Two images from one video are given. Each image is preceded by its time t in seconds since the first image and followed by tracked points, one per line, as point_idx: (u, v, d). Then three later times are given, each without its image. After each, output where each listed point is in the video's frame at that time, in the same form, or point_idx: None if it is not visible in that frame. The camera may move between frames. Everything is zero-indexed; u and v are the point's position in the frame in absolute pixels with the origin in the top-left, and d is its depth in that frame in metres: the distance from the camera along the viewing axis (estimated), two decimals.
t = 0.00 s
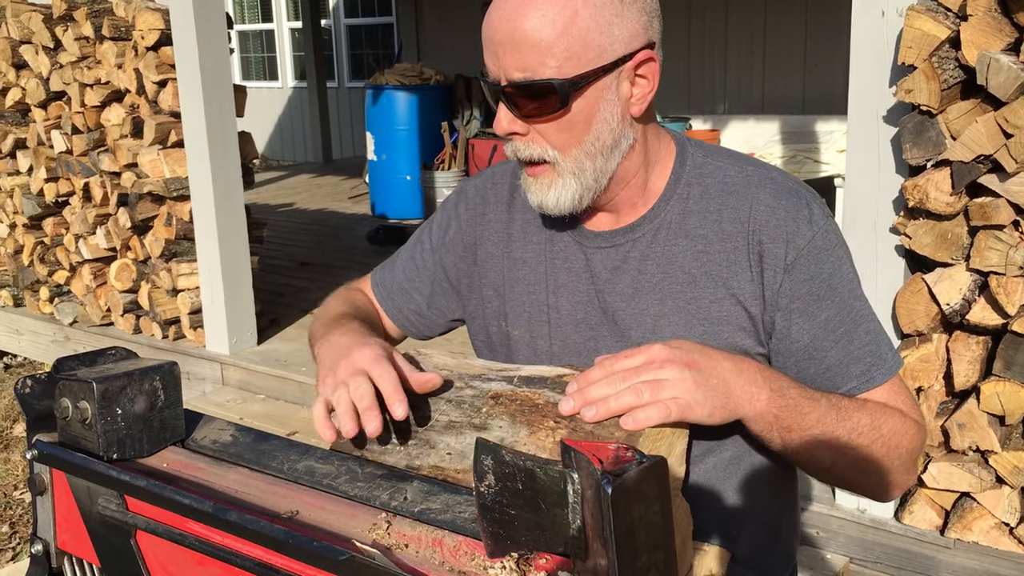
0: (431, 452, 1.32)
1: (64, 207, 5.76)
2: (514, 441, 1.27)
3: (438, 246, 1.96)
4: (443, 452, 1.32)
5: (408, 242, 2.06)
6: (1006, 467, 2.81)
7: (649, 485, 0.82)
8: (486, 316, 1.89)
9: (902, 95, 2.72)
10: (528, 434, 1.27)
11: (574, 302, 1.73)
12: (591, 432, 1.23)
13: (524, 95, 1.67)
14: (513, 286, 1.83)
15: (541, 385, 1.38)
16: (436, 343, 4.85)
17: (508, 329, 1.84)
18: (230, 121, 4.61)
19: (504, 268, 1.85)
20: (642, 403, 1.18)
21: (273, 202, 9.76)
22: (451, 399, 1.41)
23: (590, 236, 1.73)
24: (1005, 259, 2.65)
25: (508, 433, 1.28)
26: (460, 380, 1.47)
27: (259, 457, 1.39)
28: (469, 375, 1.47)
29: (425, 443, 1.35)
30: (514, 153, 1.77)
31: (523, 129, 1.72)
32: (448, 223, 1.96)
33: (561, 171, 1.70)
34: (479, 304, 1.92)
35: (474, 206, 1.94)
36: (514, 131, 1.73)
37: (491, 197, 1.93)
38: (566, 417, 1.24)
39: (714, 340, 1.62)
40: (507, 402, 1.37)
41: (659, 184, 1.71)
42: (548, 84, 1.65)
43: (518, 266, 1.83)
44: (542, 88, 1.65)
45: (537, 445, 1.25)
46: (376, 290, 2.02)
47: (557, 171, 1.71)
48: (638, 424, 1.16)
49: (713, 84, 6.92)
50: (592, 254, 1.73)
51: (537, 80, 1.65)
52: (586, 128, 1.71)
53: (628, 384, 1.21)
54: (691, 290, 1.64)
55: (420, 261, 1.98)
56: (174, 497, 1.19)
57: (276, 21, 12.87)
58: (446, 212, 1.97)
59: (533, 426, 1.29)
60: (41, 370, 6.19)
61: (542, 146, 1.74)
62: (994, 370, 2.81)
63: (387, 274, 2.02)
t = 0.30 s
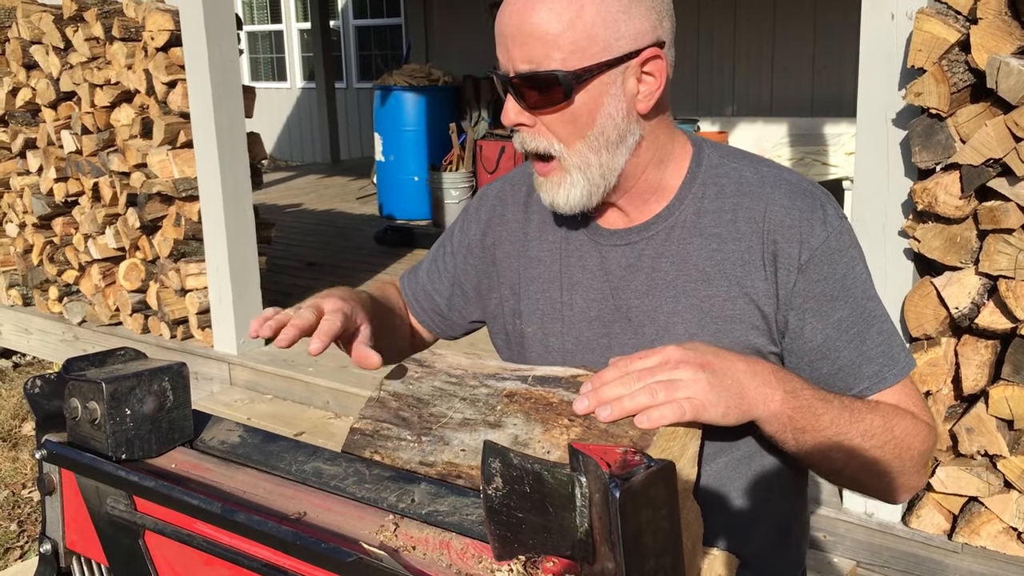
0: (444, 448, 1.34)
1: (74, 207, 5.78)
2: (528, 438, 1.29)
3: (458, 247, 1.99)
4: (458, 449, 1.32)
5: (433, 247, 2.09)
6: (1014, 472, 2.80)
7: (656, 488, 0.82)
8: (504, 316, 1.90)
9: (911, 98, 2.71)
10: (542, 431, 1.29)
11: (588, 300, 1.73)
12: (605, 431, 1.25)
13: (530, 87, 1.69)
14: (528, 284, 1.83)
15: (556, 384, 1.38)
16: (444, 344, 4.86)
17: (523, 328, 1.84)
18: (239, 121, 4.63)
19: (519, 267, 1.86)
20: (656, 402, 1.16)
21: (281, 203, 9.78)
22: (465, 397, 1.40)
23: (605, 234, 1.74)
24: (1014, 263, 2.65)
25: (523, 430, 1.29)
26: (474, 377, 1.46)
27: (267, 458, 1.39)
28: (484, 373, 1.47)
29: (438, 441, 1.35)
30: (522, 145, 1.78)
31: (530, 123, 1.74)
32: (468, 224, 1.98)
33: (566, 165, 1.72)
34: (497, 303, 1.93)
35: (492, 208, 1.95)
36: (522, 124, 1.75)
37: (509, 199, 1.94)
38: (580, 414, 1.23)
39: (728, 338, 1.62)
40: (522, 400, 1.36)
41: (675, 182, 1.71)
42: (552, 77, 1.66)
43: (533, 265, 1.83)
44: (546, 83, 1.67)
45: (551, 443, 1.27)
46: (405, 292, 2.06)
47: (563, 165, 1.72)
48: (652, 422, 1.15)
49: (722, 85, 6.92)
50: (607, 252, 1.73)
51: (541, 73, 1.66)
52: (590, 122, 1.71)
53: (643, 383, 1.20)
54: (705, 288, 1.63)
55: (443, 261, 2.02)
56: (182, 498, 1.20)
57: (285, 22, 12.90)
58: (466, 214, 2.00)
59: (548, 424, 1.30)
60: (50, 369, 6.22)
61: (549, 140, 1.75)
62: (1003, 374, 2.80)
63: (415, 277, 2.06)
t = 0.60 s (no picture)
0: (450, 448, 1.33)
1: (76, 209, 5.78)
2: (534, 437, 1.28)
3: (459, 250, 1.97)
4: (464, 448, 1.32)
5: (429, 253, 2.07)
6: (1017, 476, 2.80)
7: (659, 492, 0.82)
8: (510, 319, 1.89)
9: (914, 101, 2.70)
10: (548, 430, 1.29)
11: (598, 300, 1.73)
12: (612, 431, 1.25)
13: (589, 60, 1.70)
14: (535, 286, 1.82)
15: (562, 385, 1.38)
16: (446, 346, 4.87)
17: (529, 330, 1.83)
18: (241, 123, 4.63)
19: (527, 269, 1.85)
20: (663, 403, 1.16)
21: (283, 205, 9.78)
22: (471, 396, 1.40)
23: (615, 234, 1.74)
24: (1017, 267, 2.64)
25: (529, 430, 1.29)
26: (480, 378, 1.46)
27: (268, 460, 1.39)
28: (489, 374, 1.47)
29: (444, 439, 1.35)
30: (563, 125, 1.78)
31: (582, 98, 1.74)
32: (469, 227, 1.97)
33: (621, 139, 1.72)
34: (502, 306, 1.92)
35: (495, 209, 1.94)
36: (572, 100, 1.74)
37: (511, 202, 1.93)
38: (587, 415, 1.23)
39: (741, 334, 1.62)
40: (528, 400, 1.37)
41: (688, 179, 1.73)
42: (614, 47, 1.68)
43: (541, 267, 1.82)
44: (607, 53, 1.68)
45: (558, 441, 1.26)
46: (400, 296, 2.06)
47: (618, 139, 1.72)
48: (659, 422, 1.16)
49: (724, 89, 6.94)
50: (618, 252, 1.73)
51: (604, 43, 1.67)
52: (638, 99, 1.74)
53: (650, 384, 1.20)
54: (719, 286, 1.64)
55: (443, 264, 2.00)
56: (183, 500, 1.19)
57: (288, 24, 12.92)
58: (467, 217, 1.99)
59: (554, 423, 1.30)
60: (51, 371, 6.22)
61: (597, 116, 1.76)
62: (1005, 378, 2.79)
63: (411, 282, 2.04)
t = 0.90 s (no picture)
0: (459, 446, 1.33)
1: (78, 210, 5.78)
2: (544, 436, 1.28)
3: (454, 270, 1.96)
4: (473, 446, 1.32)
5: (423, 278, 2.06)
6: (1020, 478, 2.80)
7: (663, 495, 0.81)
8: (510, 335, 1.87)
9: (917, 103, 2.70)
10: (558, 429, 1.29)
11: (600, 312, 1.71)
12: (621, 430, 1.25)
13: (635, 48, 1.76)
14: (535, 300, 1.80)
15: (571, 384, 1.37)
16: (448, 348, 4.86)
17: (530, 345, 1.80)
18: (242, 124, 4.63)
19: (525, 284, 1.83)
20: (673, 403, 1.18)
21: (285, 207, 9.78)
22: (481, 396, 1.40)
23: (615, 244, 1.73)
24: (1020, 270, 2.63)
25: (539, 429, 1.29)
26: (489, 378, 1.46)
27: (271, 463, 1.38)
28: (499, 374, 1.47)
29: (453, 438, 1.35)
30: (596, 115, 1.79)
31: (623, 86, 1.77)
32: (462, 246, 1.96)
33: (658, 130, 1.76)
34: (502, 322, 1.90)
35: (488, 225, 1.93)
36: (612, 87, 1.78)
37: (502, 218, 1.92)
38: (596, 415, 1.25)
39: (748, 339, 1.62)
40: (538, 399, 1.37)
41: (685, 185, 1.75)
42: (661, 37, 1.76)
43: (540, 281, 1.81)
44: (653, 42, 1.76)
45: (567, 440, 1.26)
46: (398, 323, 2.04)
47: (653, 131, 1.76)
48: (668, 423, 1.18)
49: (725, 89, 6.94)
50: (620, 262, 1.72)
51: (652, 31, 1.75)
52: (669, 97, 1.82)
53: (660, 385, 1.21)
54: (723, 292, 1.64)
55: (440, 285, 1.99)
56: (186, 503, 1.19)
57: (289, 26, 12.93)
58: (458, 236, 1.97)
59: (563, 423, 1.30)
60: (52, 373, 6.22)
61: (633, 109, 1.79)
62: (1008, 381, 2.79)
63: (408, 308, 2.03)
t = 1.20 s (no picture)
0: (463, 447, 1.34)
1: (82, 211, 5.79)
2: (548, 437, 1.29)
3: (451, 279, 1.96)
4: (477, 447, 1.32)
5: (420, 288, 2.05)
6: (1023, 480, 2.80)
7: (668, 497, 0.82)
8: (509, 342, 1.86)
9: (921, 105, 2.70)
10: (562, 430, 1.29)
11: (598, 319, 1.71)
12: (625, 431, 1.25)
13: (635, 58, 1.77)
14: (533, 308, 1.80)
15: (575, 386, 1.37)
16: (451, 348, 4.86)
17: (529, 352, 1.80)
18: (247, 125, 4.64)
19: (522, 291, 1.83)
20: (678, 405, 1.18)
21: (289, 208, 9.80)
22: (485, 397, 1.40)
23: (613, 250, 1.73)
24: None
25: (543, 430, 1.29)
26: (494, 380, 1.46)
27: (275, 464, 1.39)
28: (503, 376, 1.47)
29: (458, 439, 1.35)
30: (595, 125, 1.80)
31: (623, 97, 1.78)
32: (458, 255, 1.95)
33: (657, 139, 1.76)
34: (499, 330, 1.90)
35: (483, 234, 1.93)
36: (612, 98, 1.78)
37: (497, 226, 1.91)
38: (601, 417, 1.25)
39: (748, 343, 1.62)
40: (542, 401, 1.37)
41: (684, 190, 1.76)
42: (660, 47, 1.76)
43: (537, 289, 1.80)
44: (653, 52, 1.76)
45: (572, 441, 1.26)
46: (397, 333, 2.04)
47: (653, 141, 1.77)
48: (672, 424, 1.18)
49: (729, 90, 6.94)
50: (617, 269, 1.72)
51: (652, 43, 1.76)
52: (667, 105, 1.82)
53: (664, 387, 1.21)
54: (722, 297, 1.64)
55: (437, 295, 1.99)
56: (192, 504, 1.20)
57: (293, 27, 12.95)
58: (454, 244, 1.97)
59: (568, 424, 1.30)
60: (57, 373, 6.23)
61: (632, 119, 1.80)
62: (1012, 383, 2.79)
63: (406, 318, 2.03)
